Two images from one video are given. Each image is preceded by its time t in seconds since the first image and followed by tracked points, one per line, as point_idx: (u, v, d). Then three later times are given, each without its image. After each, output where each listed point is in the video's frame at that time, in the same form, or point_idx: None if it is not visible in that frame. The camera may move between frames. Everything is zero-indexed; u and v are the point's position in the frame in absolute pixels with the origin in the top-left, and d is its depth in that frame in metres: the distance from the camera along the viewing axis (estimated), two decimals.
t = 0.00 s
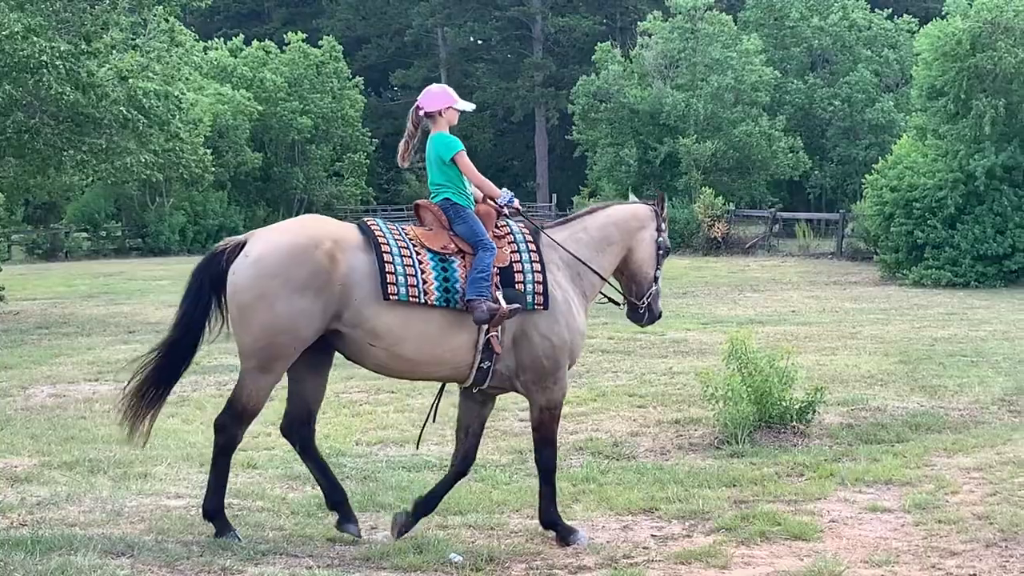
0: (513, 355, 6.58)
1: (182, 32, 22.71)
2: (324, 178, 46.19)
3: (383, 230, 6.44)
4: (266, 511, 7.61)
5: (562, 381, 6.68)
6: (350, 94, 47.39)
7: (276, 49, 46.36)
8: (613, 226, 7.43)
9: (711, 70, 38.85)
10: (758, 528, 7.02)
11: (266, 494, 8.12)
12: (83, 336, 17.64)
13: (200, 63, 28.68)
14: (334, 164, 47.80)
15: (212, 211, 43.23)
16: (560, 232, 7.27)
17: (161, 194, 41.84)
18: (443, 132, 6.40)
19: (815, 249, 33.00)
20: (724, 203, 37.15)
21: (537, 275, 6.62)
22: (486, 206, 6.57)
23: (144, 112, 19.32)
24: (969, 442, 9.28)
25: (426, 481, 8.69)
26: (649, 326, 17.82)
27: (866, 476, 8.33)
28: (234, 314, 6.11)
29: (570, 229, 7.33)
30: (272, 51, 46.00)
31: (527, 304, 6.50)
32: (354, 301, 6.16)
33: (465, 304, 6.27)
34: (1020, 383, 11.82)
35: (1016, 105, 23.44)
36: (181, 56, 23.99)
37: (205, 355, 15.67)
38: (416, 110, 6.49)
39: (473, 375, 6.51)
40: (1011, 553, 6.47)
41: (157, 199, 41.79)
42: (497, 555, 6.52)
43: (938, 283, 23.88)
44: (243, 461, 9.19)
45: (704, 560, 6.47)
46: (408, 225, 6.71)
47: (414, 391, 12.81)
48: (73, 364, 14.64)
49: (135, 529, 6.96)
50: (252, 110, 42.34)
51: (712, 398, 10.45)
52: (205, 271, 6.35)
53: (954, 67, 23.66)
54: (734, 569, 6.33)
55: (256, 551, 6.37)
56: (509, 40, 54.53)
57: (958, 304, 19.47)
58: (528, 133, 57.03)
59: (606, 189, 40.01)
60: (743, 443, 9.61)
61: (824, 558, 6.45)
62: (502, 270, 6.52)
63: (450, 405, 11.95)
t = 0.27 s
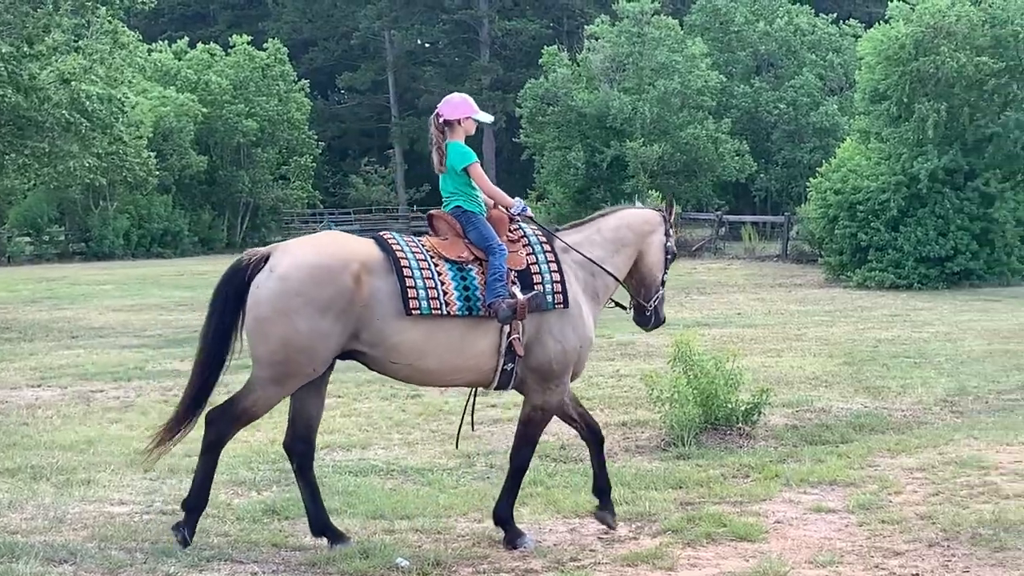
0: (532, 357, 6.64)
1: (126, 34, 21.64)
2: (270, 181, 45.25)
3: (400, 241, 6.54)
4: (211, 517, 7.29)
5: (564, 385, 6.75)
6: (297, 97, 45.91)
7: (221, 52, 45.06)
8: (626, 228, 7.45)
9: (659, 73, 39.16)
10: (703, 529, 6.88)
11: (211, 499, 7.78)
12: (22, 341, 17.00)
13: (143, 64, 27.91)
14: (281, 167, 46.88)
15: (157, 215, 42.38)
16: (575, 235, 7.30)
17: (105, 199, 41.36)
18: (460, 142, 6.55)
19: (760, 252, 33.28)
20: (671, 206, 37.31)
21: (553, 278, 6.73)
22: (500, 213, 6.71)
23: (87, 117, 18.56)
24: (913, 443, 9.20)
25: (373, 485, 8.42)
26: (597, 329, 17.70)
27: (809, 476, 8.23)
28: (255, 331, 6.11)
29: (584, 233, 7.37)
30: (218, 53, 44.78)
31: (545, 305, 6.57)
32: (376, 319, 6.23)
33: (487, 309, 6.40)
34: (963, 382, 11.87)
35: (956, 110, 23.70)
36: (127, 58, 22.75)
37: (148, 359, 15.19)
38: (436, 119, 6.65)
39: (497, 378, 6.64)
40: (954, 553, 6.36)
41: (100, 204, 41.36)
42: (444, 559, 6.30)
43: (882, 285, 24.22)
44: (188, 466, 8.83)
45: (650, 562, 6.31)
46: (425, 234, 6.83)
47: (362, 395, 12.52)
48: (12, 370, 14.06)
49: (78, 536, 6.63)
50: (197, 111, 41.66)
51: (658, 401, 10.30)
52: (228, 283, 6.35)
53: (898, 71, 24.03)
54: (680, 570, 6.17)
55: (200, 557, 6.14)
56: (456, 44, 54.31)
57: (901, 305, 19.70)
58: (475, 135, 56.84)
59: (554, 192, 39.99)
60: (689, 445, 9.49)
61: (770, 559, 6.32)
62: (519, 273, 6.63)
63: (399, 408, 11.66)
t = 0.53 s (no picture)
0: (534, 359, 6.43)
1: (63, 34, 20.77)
2: (208, 185, 44.17)
3: (416, 245, 6.40)
4: (148, 523, 6.95)
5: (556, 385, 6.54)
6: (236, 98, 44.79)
7: (157, 55, 44.29)
8: (627, 221, 7.28)
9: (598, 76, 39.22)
10: (642, 530, 6.72)
11: (146, 505, 7.41)
12: None
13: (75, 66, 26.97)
14: (219, 171, 45.91)
15: (93, 218, 41.07)
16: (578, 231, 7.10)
17: (41, 202, 39.70)
18: (467, 146, 6.36)
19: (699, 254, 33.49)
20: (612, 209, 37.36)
21: (564, 280, 6.58)
22: (511, 215, 6.54)
23: (21, 119, 18.15)
24: (848, 442, 9.16)
25: (312, 489, 8.10)
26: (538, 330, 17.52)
27: (747, 476, 8.12)
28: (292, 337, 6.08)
29: (588, 229, 7.16)
30: (155, 55, 44.05)
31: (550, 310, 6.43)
32: (400, 324, 6.16)
33: (497, 317, 6.26)
34: (897, 381, 11.93)
35: (892, 112, 24.07)
36: (66, 56, 21.80)
37: (79, 365, 14.58)
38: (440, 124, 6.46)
39: (502, 378, 6.51)
40: (890, 551, 6.22)
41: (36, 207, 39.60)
42: (383, 564, 6.06)
43: (819, 286, 24.52)
44: (123, 472, 8.41)
45: (589, 564, 6.12)
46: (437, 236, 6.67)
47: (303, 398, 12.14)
48: None
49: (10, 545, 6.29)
50: (133, 113, 40.53)
51: (598, 402, 10.16)
52: (252, 288, 6.26)
53: (834, 75, 24.55)
54: (620, 572, 5.99)
55: (135, 564, 5.95)
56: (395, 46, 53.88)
57: (836, 306, 19.90)
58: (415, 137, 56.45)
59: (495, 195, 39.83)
60: (628, 446, 9.35)
61: (708, 559, 6.16)
62: (530, 278, 6.48)
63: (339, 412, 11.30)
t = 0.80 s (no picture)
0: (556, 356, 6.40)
1: None
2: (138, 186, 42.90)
3: (422, 251, 6.24)
4: (75, 529, 6.58)
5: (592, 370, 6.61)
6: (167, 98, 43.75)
7: (85, 53, 42.83)
8: (627, 221, 7.22)
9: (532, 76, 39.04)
10: (576, 529, 6.54)
11: (73, 511, 7.02)
12: None
13: None
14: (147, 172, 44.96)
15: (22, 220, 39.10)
16: (580, 229, 7.08)
17: None
18: (474, 147, 6.26)
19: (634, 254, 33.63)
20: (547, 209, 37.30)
21: (568, 279, 6.53)
22: (509, 213, 6.48)
23: None
24: (781, 440, 9.10)
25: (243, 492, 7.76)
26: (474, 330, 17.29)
27: (680, 475, 8.01)
28: (304, 348, 5.85)
29: (586, 225, 7.13)
30: (82, 54, 42.54)
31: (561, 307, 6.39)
32: (415, 328, 5.99)
33: (511, 317, 6.17)
34: (829, 378, 11.97)
35: (821, 111, 24.44)
36: None
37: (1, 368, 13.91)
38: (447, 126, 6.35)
39: (513, 375, 6.39)
40: (821, 547, 6.01)
41: None
42: (315, 567, 5.80)
43: (752, 284, 24.81)
44: (49, 478, 7.97)
45: (522, 564, 5.92)
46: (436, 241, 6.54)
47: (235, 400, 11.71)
48: None
49: None
50: (60, 113, 38.90)
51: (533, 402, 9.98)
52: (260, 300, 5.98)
53: (765, 74, 24.84)
54: (554, 572, 5.81)
55: (64, 569, 5.67)
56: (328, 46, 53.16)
57: (768, 304, 20.12)
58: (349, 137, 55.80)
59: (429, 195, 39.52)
60: (563, 446, 9.18)
61: (641, 558, 6.01)
62: (536, 277, 6.43)
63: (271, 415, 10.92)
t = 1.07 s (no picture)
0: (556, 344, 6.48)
1: None
2: (67, 183, 41.33)
3: (432, 237, 6.13)
4: None
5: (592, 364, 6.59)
6: (95, 94, 42.82)
7: (10, 49, 41.56)
8: (609, 208, 7.21)
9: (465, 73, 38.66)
10: (509, 525, 6.39)
11: None
12: None
13: None
14: (76, 169, 43.16)
15: None
16: (566, 221, 7.06)
17: None
18: (471, 143, 6.15)
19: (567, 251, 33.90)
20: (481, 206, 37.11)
21: (565, 269, 6.51)
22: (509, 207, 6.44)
23: None
24: (713, 434, 9.06)
25: (173, 492, 7.47)
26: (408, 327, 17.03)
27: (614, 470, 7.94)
28: (307, 331, 5.70)
29: (571, 220, 7.09)
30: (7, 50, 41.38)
31: (563, 295, 6.37)
32: (420, 309, 5.86)
33: (518, 302, 6.09)
34: (760, 373, 12.02)
35: (751, 108, 24.74)
36: None
37: None
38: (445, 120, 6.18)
39: (513, 366, 6.33)
40: (750, 540, 5.94)
41: None
42: (246, 567, 5.60)
43: (685, 280, 25.13)
44: None
45: (454, 561, 5.77)
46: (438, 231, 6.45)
47: (166, 400, 11.33)
48: None
49: None
50: None
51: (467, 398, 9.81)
52: (266, 283, 5.84)
53: (696, 71, 25.04)
54: (486, 568, 5.67)
55: None
56: (260, 41, 52.18)
57: (701, 300, 20.29)
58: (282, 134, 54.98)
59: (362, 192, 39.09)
60: (496, 442, 9.03)
61: (574, 553, 5.89)
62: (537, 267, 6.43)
63: (202, 414, 10.56)
